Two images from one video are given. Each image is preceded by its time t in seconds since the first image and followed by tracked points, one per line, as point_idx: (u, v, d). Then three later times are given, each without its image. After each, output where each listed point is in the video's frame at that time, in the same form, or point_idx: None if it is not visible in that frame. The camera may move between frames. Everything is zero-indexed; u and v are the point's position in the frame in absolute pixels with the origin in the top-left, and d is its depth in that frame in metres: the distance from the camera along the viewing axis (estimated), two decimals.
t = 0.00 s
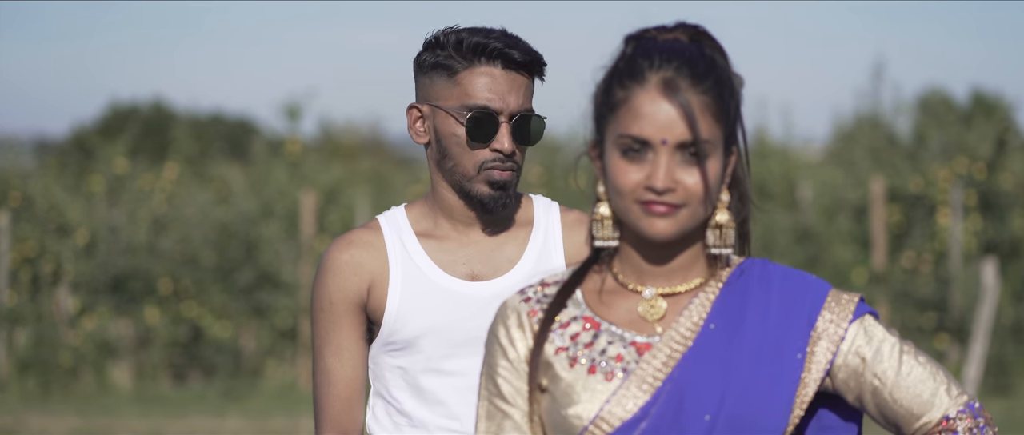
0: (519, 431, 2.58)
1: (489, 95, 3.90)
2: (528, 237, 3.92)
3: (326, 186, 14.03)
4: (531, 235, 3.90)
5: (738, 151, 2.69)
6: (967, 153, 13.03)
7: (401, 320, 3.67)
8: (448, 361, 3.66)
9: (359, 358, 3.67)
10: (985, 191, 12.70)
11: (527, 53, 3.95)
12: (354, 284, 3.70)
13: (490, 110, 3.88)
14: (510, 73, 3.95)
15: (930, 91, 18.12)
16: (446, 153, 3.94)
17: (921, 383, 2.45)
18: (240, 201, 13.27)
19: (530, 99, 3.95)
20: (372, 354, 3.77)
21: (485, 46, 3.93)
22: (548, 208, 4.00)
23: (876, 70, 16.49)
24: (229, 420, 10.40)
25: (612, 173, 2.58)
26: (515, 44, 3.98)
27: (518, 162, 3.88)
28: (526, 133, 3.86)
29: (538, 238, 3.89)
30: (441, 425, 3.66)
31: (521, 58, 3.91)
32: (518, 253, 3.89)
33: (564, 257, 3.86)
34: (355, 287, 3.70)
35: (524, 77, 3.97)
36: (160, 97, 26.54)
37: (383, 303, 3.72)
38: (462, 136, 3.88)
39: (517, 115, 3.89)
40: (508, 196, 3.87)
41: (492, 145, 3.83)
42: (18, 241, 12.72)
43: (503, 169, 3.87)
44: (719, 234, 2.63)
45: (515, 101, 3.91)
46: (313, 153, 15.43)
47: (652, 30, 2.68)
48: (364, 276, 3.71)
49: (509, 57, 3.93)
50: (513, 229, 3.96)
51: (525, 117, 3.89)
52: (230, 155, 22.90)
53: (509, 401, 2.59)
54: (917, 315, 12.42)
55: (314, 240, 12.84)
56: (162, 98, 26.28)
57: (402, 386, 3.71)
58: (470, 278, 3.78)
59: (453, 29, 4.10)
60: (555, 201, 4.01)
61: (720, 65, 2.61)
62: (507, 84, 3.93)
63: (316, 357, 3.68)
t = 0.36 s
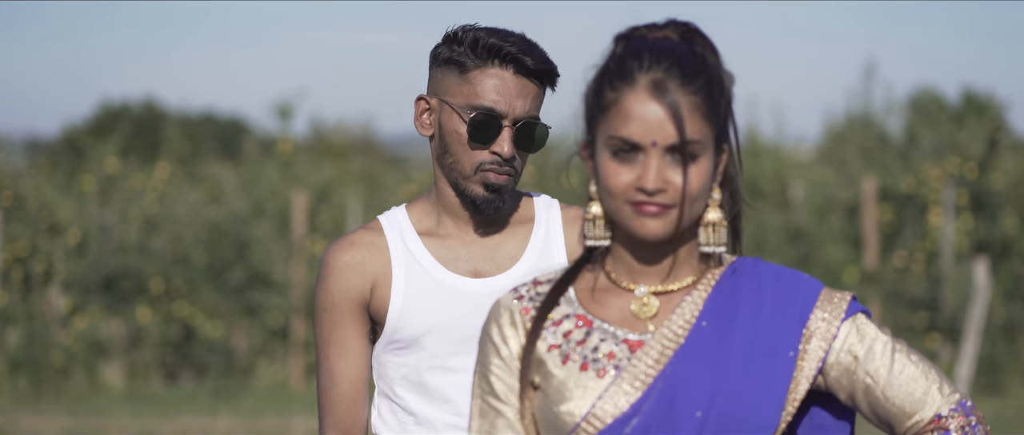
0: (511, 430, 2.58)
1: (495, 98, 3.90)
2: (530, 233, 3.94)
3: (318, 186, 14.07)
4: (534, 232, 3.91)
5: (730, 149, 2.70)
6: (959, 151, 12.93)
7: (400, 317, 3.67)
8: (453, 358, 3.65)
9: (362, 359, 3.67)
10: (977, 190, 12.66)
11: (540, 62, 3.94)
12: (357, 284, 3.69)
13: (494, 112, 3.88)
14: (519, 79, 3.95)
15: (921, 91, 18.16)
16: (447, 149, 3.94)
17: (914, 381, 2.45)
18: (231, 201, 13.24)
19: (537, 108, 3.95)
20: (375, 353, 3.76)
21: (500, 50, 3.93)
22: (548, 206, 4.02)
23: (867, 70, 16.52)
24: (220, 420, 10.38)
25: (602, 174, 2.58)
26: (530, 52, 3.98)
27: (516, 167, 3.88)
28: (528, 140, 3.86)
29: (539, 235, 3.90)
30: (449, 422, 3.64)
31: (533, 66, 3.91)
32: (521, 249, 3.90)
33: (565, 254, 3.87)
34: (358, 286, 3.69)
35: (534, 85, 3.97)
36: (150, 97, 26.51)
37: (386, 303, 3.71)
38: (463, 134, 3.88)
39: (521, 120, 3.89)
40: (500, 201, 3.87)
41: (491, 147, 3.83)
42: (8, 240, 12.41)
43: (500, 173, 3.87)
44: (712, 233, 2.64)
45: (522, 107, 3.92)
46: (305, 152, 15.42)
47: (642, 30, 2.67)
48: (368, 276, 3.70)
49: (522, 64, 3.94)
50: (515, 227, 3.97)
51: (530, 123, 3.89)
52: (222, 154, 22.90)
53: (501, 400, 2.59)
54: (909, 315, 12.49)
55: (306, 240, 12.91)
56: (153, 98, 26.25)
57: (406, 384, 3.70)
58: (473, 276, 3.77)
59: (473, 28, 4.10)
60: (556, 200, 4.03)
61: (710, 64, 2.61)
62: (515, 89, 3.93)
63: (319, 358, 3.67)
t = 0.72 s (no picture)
0: (505, 429, 2.58)
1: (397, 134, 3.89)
2: (543, 230, 4.01)
3: (310, 186, 14.04)
4: (546, 229, 3.99)
5: (723, 145, 2.71)
6: (951, 151, 13.09)
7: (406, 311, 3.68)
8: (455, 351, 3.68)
9: (364, 344, 3.53)
10: (970, 190, 12.61)
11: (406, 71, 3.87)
12: (364, 273, 3.67)
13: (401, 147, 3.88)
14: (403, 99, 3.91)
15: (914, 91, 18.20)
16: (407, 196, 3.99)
17: (906, 378, 2.46)
18: (223, 201, 13.22)
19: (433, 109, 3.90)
20: (378, 344, 3.76)
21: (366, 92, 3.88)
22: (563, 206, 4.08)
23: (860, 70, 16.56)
24: (213, 420, 10.36)
25: (595, 167, 2.58)
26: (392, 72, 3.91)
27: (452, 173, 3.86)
28: (435, 148, 3.82)
29: (550, 236, 3.96)
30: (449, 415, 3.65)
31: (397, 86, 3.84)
32: (531, 247, 3.96)
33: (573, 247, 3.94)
34: (366, 275, 3.67)
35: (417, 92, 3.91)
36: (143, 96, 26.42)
37: (393, 293, 3.73)
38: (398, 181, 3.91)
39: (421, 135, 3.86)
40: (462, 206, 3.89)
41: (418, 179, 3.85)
42: None
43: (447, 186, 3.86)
44: (705, 230, 2.65)
45: (425, 118, 3.91)
46: (297, 152, 15.41)
47: (634, 26, 2.68)
48: (377, 266, 3.71)
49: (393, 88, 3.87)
50: (527, 226, 4.04)
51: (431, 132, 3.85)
52: (215, 154, 22.87)
53: (495, 399, 2.59)
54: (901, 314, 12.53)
55: (298, 240, 12.98)
56: (146, 96, 26.17)
57: (409, 375, 3.71)
58: (482, 273, 3.84)
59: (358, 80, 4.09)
60: (569, 200, 4.08)
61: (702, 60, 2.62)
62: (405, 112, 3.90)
63: (320, 344, 3.54)
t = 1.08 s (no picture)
0: (501, 429, 2.59)
1: (463, 77, 3.97)
2: (511, 229, 3.95)
3: (303, 186, 14.05)
4: (513, 230, 3.93)
5: (717, 146, 2.71)
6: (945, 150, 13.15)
7: (384, 313, 3.67)
8: (439, 354, 3.67)
9: (338, 349, 3.65)
10: (964, 190, 12.91)
11: (520, 48, 4.04)
12: (333, 277, 3.69)
13: (456, 88, 3.94)
14: (494, 64, 4.03)
15: (907, 92, 18.23)
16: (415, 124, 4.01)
17: (901, 377, 2.46)
18: (217, 201, 13.23)
19: (502, 96, 4.01)
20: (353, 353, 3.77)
21: (480, 32, 4.02)
22: (530, 205, 4.01)
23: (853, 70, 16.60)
24: (207, 420, 10.35)
25: (592, 170, 2.58)
26: (512, 40, 4.06)
27: (468, 148, 3.91)
28: (482, 123, 3.91)
29: (519, 234, 3.90)
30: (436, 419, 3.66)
31: (506, 53, 3.99)
32: (500, 246, 3.91)
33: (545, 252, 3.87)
34: (334, 280, 3.69)
35: (505, 71, 4.04)
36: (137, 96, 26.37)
37: (364, 297, 3.71)
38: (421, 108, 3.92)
39: (482, 103, 3.95)
40: (444, 180, 3.88)
41: (447, 121, 3.89)
42: None
43: (450, 150, 3.90)
44: (699, 230, 2.65)
45: (483, 91, 3.98)
46: (291, 152, 15.40)
47: (628, 27, 2.68)
48: (345, 270, 3.70)
49: (499, 50, 4.02)
50: (498, 225, 3.98)
51: (490, 109, 3.95)
52: (209, 154, 22.84)
53: (490, 399, 2.59)
54: (894, 314, 12.47)
55: (292, 241, 12.76)
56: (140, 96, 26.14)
57: (396, 376, 3.69)
58: (451, 273, 3.79)
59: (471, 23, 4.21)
60: (537, 198, 4.02)
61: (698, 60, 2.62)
62: (483, 72, 4.00)
63: (294, 351, 3.67)
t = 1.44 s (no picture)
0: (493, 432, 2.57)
1: (461, 76, 3.97)
2: (514, 235, 3.96)
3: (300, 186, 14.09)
4: (517, 235, 3.93)
5: (708, 148, 2.71)
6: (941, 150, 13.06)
7: (383, 315, 3.67)
8: (432, 356, 3.66)
9: (333, 347, 3.63)
10: (960, 190, 12.74)
11: (516, 44, 4.04)
12: (333, 276, 3.68)
13: (456, 89, 3.94)
14: (491, 61, 4.03)
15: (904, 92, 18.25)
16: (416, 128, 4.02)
17: (892, 381, 2.47)
18: (214, 201, 13.24)
19: (502, 93, 4.01)
20: (351, 350, 3.76)
21: (475, 30, 4.01)
22: (534, 211, 4.02)
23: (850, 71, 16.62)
24: (204, 420, 10.36)
25: (584, 172, 2.58)
26: (506, 36, 4.06)
27: (470, 147, 3.92)
28: (481, 121, 3.91)
29: (522, 240, 3.91)
30: (430, 420, 3.67)
31: (503, 48, 3.98)
32: (502, 251, 3.92)
33: (547, 255, 3.89)
34: (334, 278, 3.68)
35: (503, 68, 4.04)
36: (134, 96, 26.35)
37: (364, 297, 3.71)
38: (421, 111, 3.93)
39: (481, 101, 3.95)
40: (449, 183, 3.88)
41: (446, 121, 3.89)
42: None
43: (452, 151, 3.91)
44: (693, 233, 2.66)
45: (488, 90, 3.98)
46: (287, 152, 15.40)
47: (619, 29, 2.68)
48: (346, 269, 3.70)
49: (495, 47, 4.02)
50: (500, 230, 3.99)
51: (489, 106, 3.94)
52: (205, 155, 22.82)
53: (482, 402, 2.58)
54: (891, 314, 12.52)
55: (288, 240, 12.88)
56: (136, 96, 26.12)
57: (392, 378, 3.69)
58: (452, 275, 3.79)
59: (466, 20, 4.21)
60: (541, 204, 4.03)
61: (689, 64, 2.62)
62: (481, 71, 4.00)
63: (289, 349, 3.64)
